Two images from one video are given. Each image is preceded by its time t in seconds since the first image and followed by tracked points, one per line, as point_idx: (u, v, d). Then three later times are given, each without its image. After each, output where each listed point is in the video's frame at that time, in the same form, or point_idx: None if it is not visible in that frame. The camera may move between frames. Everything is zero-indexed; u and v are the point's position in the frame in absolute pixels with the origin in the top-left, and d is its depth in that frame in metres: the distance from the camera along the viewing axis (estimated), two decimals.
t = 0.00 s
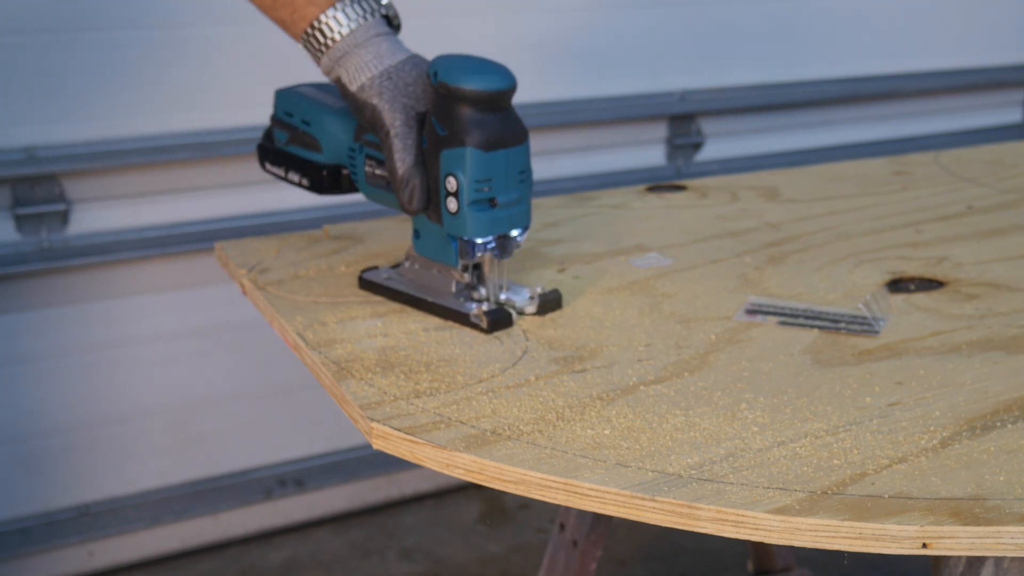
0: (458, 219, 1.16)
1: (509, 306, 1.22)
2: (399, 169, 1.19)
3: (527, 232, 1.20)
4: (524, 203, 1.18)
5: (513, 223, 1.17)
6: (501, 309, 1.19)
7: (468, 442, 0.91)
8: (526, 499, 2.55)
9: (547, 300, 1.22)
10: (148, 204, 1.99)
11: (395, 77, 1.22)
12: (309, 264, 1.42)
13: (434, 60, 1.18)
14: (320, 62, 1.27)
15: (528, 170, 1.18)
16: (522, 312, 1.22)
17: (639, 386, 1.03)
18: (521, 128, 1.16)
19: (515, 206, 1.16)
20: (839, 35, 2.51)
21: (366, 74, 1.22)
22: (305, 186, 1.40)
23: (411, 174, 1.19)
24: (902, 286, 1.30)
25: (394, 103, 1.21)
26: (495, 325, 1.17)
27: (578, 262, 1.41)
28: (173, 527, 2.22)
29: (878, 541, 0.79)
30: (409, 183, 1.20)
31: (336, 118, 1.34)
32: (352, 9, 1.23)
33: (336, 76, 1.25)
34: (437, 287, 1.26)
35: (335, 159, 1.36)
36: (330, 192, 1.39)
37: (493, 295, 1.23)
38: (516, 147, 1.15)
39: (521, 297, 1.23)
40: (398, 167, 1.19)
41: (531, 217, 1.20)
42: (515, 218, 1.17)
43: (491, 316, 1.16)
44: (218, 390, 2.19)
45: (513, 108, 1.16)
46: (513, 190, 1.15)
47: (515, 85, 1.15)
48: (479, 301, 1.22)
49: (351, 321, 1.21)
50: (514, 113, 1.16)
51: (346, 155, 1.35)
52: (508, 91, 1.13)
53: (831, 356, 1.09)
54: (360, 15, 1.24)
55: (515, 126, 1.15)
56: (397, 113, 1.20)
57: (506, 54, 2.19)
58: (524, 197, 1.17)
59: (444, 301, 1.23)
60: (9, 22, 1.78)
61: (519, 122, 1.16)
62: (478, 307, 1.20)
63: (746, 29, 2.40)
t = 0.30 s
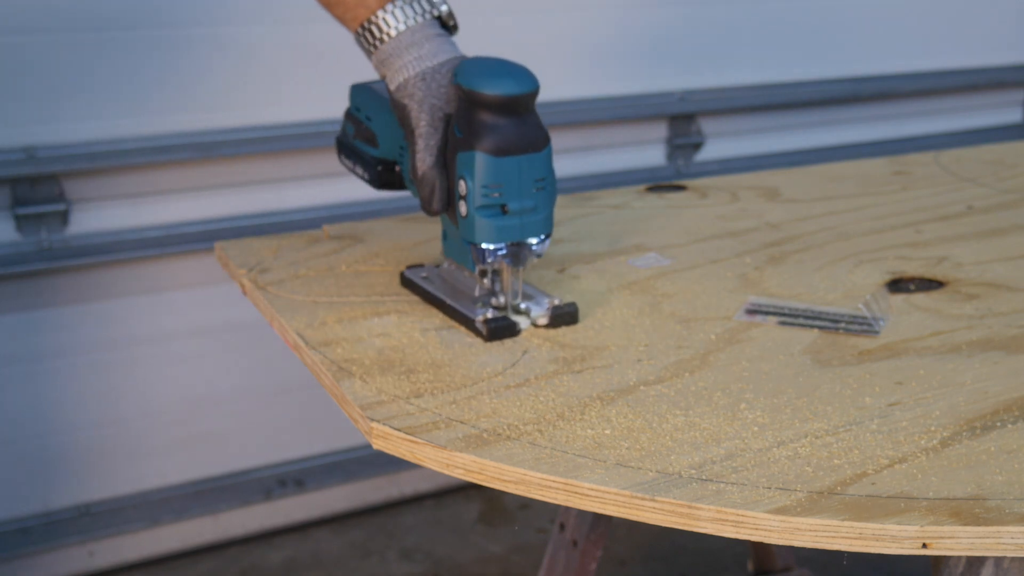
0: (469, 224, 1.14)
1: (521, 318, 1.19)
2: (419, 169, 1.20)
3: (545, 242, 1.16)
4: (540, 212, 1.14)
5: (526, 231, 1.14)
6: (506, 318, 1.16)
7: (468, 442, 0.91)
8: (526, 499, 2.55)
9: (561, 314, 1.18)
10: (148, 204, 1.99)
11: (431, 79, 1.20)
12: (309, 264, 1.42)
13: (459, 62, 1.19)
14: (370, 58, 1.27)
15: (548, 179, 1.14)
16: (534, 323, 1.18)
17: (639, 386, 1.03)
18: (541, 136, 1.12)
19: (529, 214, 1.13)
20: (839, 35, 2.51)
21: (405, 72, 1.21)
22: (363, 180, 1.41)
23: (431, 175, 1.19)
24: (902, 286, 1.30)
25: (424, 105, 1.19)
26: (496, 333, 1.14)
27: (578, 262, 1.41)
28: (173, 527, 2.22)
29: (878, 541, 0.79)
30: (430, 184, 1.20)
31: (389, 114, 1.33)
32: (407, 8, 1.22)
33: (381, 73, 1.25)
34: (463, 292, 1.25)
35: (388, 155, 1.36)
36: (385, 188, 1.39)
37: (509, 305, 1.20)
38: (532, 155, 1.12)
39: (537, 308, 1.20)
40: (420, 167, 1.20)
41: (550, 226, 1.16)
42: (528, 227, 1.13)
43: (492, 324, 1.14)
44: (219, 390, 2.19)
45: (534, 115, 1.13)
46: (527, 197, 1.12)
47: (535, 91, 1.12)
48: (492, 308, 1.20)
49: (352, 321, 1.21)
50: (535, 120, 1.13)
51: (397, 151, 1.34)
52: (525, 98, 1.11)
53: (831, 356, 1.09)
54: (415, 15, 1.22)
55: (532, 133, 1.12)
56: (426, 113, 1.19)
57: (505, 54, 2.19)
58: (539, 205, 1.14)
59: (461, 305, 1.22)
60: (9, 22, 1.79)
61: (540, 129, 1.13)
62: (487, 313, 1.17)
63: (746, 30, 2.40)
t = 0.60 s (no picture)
0: (478, 230, 1.12)
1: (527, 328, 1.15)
2: (441, 169, 1.19)
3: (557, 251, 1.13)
4: (551, 223, 1.10)
5: (534, 241, 1.10)
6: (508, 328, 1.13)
7: (468, 442, 0.91)
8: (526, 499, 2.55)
9: (568, 330, 1.13)
10: (148, 204, 1.99)
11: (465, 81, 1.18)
12: (309, 264, 1.42)
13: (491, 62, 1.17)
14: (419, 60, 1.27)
15: (561, 188, 1.10)
16: (541, 335, 1.14)
17: (639, 386, 1.03)
18: (553, 144, 1.08)
19: (538, 223, 1.09)
20: (840, 35, 2.51)
21: (446, 73, 1.20)
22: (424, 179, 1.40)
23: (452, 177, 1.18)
24: (902, 286, 1.30)
25: (453, 106, 1.18)
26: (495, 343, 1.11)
27: (578, 262, 1.41)
28: (173, 527, 2.22)
29: (878, 541, 0.79)
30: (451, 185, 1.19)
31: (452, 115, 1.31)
32: (454, 10, 1.22)
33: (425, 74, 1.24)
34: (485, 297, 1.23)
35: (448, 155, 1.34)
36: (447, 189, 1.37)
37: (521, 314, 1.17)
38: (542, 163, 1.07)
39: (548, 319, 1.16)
40: (441, 168, 1.19)
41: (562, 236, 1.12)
42: (536, 237, 1.10)
43: (492, 333, 1.11)
44: (220, 390, 2.19)
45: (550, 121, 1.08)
46: (536, 206, 1.09)
47: (550, 97, 1.07)
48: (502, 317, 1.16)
49: (351, 320, 1.22)
50: (549, 127, 1.08)
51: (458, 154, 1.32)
52: (537, 105, 1.06)
53: (831, 356, 1.09)
54: (461, 16, 1.22)
55: (542, 141, 1.07)
56: (454, 112, 1.17)
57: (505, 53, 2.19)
58: (550, 214, 1.10)
59: (476, 310, 1.20)
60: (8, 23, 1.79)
61: (553, 136, 1.08)
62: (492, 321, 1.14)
63: (746, 30, 2.40)
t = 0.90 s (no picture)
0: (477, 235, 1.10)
1: (527, 338, 1.11)
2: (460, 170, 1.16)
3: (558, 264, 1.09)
4: (550, 234, 1.07)
5: (532, 251, 1.07)
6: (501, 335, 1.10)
7: (468, 442, 0.91)
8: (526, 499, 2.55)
9: (561, 344, 1.08)
10: (148, 204, 1.99)
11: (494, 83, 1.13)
12: (310, 264, 1.42)
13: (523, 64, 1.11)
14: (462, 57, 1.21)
15: (562, 199, 1.06)
16: (536, 346, 1.10)
17: (639, 386, 1.03)
18: (555, 154, 1.04)
19: (536, 233, 1.06)
20: (840, 35, 2.51)
21: (480, 73, 1.15)
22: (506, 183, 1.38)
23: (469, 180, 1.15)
24: (902, 286, 1.30)
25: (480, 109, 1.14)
26: (486, 350, 1.09)
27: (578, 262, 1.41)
28: (173, 527, 2.22)
29: (878, 541, 0.79)
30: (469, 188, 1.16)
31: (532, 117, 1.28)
32: (494, 9, 1.15)
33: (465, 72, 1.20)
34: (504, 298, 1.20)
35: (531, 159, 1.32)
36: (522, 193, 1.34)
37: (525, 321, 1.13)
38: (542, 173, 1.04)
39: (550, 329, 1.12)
40: (460, 169, 1.16)
41: (562, 248, 1.08)
42: (533, 247, 1.07)
43: (483, 340, 1.09)
44: (220, 390, 2.19)
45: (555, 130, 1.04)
46: (534, 216, 1.06)
47: (554, 104, 1.02)
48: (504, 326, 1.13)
49: (352, 320, 1.22)
50: (551, 135, 1.04)
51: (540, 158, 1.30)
52: (539, 114, 1.01)
53: (831, 356, 1.09)
54: (501, 15, 1.15)
55: (540, 149, 1.03)
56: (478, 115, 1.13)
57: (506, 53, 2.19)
58: (549, 225, 1.06)
59: (486, 308, 1.17)
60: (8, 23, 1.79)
61: (555, 145, 1.04)
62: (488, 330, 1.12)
63: (746, 30, 2.40)
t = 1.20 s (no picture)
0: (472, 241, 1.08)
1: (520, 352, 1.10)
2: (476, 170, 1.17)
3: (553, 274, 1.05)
4: (541, 244, 1.03)
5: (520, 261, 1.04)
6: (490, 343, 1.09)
7: (467, 442, 0.91)
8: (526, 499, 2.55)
9: (544, 359, 1.06)
10: (147, 204, 1.98)
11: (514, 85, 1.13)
12: (310, 264, 1.42)
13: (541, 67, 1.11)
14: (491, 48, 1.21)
15: (556, 209, 1.03)
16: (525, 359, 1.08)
17: (639, 386, 1.03)
18: (544, 160, 1.01)
19: (525, 242, 1.03)
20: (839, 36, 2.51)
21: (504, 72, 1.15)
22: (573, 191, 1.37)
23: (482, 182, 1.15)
24: (902, 286, 1.30)
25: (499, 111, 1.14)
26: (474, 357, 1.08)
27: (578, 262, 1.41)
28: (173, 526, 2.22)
29: (878, 541, 0.79)
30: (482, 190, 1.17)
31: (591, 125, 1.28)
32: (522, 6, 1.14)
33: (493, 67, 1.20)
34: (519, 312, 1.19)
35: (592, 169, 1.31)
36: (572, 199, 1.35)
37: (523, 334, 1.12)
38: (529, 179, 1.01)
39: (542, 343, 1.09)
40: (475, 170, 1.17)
41: (554, 260, 1.04)
42: (522, 257, 1.04)
43: (472, 345, 1.08)
44: (221, 390, 2.19)
45: (549, 137, 1.02)
46: (524, 224, 1.03)
47: (546, 110, 1.00)
48: (499, 336, 1.12)
49: (352, 320, 1.22)
50: (543, 142, 1.02)
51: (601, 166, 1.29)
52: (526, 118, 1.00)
53: (831, 356, 1.09)
54: (529, 13, 1.14)
55: (532, 157, 1.01)
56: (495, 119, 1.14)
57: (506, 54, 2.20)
58: (539, 234, 1.03)
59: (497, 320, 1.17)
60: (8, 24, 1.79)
61: (546, 153, 1.02)
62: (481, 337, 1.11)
63: (745, 30, 2.40)
